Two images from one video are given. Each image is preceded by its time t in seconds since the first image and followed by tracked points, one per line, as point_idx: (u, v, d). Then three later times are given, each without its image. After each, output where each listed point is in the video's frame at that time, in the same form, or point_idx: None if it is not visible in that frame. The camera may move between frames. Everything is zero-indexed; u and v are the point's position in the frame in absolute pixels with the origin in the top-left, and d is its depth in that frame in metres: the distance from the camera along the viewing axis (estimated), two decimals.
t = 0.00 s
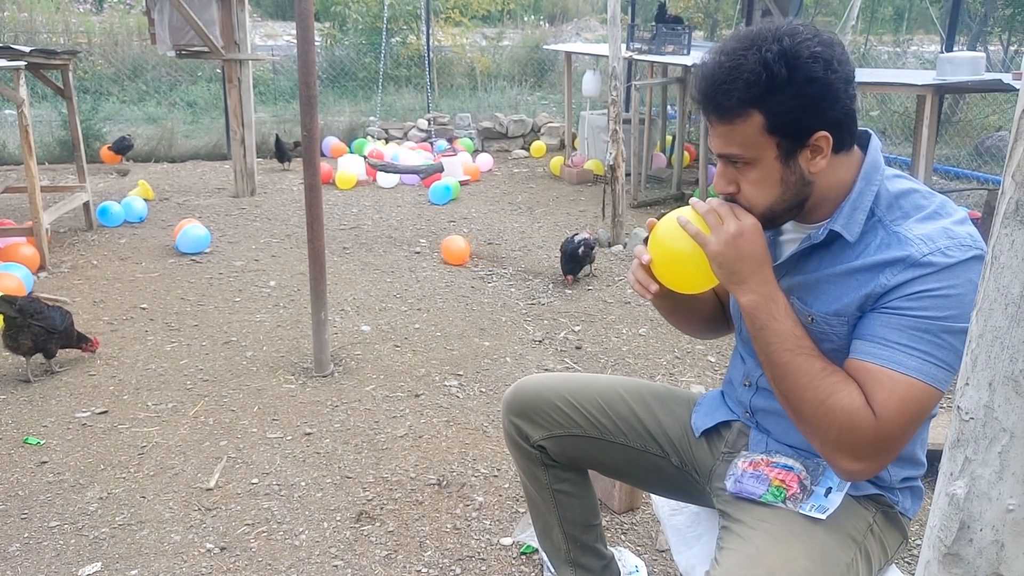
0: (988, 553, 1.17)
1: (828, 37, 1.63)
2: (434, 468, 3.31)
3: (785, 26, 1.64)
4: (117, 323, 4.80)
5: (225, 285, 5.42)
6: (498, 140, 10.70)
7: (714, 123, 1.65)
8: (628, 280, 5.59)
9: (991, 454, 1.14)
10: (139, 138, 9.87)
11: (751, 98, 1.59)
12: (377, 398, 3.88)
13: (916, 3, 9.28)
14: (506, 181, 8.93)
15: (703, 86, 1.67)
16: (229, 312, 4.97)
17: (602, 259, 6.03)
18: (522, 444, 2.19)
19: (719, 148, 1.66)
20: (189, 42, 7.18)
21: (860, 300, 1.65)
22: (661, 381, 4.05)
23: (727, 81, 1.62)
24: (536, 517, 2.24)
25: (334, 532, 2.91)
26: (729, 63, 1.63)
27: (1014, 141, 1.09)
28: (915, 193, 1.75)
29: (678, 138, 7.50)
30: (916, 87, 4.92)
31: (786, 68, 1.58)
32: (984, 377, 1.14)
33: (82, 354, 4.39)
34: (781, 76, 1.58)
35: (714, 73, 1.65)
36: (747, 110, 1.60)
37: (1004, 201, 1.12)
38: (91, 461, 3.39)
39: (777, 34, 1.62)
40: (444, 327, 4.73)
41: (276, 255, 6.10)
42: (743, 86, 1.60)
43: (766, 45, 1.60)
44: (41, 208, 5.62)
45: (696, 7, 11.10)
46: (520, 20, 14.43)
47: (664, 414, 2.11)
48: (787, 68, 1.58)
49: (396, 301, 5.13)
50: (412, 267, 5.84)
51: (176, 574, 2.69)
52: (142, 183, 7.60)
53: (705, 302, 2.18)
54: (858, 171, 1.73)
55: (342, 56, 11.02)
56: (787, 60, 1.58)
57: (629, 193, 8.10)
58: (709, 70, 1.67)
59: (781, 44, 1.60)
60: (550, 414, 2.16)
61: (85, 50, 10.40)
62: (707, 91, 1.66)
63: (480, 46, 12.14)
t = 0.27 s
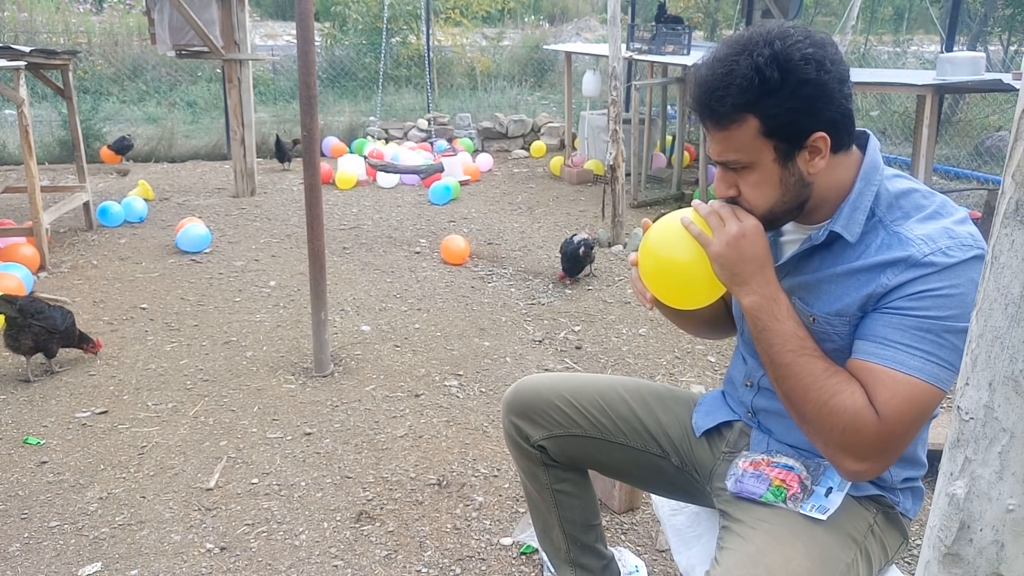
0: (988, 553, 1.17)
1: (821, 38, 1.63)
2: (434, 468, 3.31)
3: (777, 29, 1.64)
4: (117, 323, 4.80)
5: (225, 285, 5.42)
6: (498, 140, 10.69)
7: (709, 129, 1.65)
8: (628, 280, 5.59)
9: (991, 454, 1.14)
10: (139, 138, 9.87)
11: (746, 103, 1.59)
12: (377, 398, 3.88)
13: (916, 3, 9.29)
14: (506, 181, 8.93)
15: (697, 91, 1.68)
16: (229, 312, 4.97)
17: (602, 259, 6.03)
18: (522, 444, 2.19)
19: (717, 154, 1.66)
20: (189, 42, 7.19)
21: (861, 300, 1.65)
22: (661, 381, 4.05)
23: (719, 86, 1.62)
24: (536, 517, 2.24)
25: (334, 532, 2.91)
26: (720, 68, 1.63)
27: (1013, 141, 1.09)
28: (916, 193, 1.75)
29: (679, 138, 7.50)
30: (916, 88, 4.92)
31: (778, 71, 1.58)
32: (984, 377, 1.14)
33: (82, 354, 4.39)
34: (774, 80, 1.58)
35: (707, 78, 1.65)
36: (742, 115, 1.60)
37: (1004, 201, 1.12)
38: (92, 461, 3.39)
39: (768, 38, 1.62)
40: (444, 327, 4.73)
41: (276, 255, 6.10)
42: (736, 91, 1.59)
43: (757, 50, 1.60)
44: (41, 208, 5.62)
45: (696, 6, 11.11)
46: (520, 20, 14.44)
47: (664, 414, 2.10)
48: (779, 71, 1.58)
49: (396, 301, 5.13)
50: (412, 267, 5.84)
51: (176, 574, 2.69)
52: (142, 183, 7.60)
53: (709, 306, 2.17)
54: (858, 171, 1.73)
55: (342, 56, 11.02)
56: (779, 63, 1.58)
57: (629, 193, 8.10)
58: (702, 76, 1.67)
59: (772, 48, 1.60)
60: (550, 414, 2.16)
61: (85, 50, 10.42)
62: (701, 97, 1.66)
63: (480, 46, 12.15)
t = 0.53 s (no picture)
0: (988, 553, 1.17)
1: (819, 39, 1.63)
2: (434, 468, 3.31)
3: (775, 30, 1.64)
4: (117, 323, 4.80)
5: (225, 285, 5.43)
6: (498, 140, 10.69)
7: (709, 130, 1.65)
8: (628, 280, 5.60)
9: (991, 454, 1.14)
10: (139, 138, 9.87)
11: (744, 105, 1.59)
12: (377, 398, 3.88)
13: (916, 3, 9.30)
14: (506, 181, 8.93)
15: (695, 93, 1.68)
16: (229, 312, 4.97)
17: (602, 259, 6.04)
18: (523, 444, 2.19)
19: (717, 155, 1.66)
20: (189, 42, 7.18)
21: (861, 301, 1.65)
22: (661, 381, 4.05)
23: (717, 89, 1.62)
24: (536, 516, 2.24)
25: (334, 532, 2.91)
26: (719, 69, 1.63)
27: (1013, 142, 1.09)
28: (917, 193, 1.75)
29: (679, 138, 7.50)
30: (916, 88, 4.92)
31: (776, 73, 1.58)
32: (984, 377, 1.14)
33: (82, 354, 4.39)
34: (772, 82, 1.58)
35: (705, 80, 1.65)
36: (741, 117, 1.60)
37: (1004, 201, 1.12)
38: (92, 461, 3.38)
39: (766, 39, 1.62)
40: (444, 327, 4.73)
41: (276, 255, 6.10)
42: (733, 93, 1.60)
43: (754, 51, 1.60)
44: (41, 208, 5.62)
45: (696, 6, 11.11)
46: (520, 20, 14.45)
47: (665, 415, 2.10)
48: (777, 73, 1.58)
49: (396, 301, 5.13)
50: (412, 267, 5.84)
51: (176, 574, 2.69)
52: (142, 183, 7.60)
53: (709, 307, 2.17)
54: (858, 173, 1.73)
55: (342, 56, 11.02)
56: (777, 65, 1.58)
57: (629, 193, 8.09)
58: (701, 78, 1.67)
59: (770, 50, 1.60)
60: (551, 414, 2.16)
61: (85, 50, 10.43)
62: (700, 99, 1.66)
63: (480, 46, 12.17)
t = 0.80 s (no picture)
0: (988, 553, 1.17)
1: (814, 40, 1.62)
2: (434, 468, 3.31)
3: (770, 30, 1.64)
4: (117, 323, 4.80)
5: (225, 285, 5.43)
6: (498, 140, 10.68)
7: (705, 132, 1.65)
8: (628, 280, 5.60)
9: (991, 454, 1.14)
10: (139, 138, 9.87)
11: (739, 107, 1.59)
12: (377, 398, 3.88)
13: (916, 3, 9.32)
14: (506, 181, 8.93)
15: (689, 92, 1.68)
16: (229, 312, 4.97)
17: (603, 259, 6.05)
18: (522, 444, 2.19)
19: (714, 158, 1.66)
20: (190, 42, 7.18)
21: (860, 302, 1.65)
22: (661, 382, 4.05)
23: (710, 90, 1.62)
24: (536, 516, 2.24)
25: (334, 532, 2.91)
26: (712, 70, 1.63)
27: (1013, 141, 1.09)
28: (916, 196, 1.74)
29: (679, 138, 7.49)
30: (916, 88, 4.92)
31: (770, 74, 1.58)
32: (984, 377, 1.14)
33: (82, 354, 4.39)
34: (764, 84, 1.58)
35: (700, 81, 1.65)
36: (737, 118, 1.60)
37: (1004, 201, 1.12)
38: (92, 461, 3.38)
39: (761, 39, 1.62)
40: (444, 327, 4.73)
41: (276, 255, 6.10)
42: (726, 95, 1.60)
43: (749, 51, 1.60)
44: (41, 208, 5.61)
45: (696, 6, 11.12)
46: (520, 20, 14.46)
47: (666, 415, 2.10)
48: (770, 74, 1.58)
49: (396, 301, 5.13)
50: (412, 267, 5.84)
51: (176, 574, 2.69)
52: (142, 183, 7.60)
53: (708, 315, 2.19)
54: (856, 174, 1.72)
55: (342, 56, 11.01)
56: (770, 66, 1.58)
57: (628, 193, 8.09)
58: (696, 77, 1.67)
59: (763, 51, 1.59)
60: (550, 414, 2.16)
61: (85, 50, 10.45)
62: (693, 100, 1.66)
63: (480, 46, 12.19)
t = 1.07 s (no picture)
0: (987, 552, 1.19)
1: (863, 113, 1.51)
2: (434, 467, 3.32)
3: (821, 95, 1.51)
4: (119, 323, 4.82)
5: (226, 285, 5.44)
6: (498, 141, 10.70)
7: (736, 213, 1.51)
8: (628, 280, 5.62)
9: (990, 453, 1.15)
10: (140, 139, 9.89)
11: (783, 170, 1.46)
12: (378, 397, 3.89)
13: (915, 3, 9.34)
14: (506, 182, 8.95)
15: (719, 154, 1.54)
16: (229, 312, 4.99)
17: (602, 260, 6.07)
18: (522, 444, 2.20)
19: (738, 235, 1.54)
20: (191, 43, 7.20)
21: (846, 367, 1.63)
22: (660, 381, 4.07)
23: (749, 169, 1.48)
24: (535, 515, 2.25)
25: (334, 532, 2.92)
26: (758, 141, 1.48)
27: (1012, 142, 1.11)
28: (914, 244, 1.68)
29: (679, 139, 7.51)
30: (914, 88, 4.93)
31: (828, 164, 1.45)
32: (982, 376, 1.16)
33: (83, 354, 4.41)
34: (820, 178, 1.45)
35: (735, 149, 1.50)
36: (784, 210, 1.46)
37: (1003, 201, 1.13)
38: (93, 461, 3.40)
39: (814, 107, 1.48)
40: (444, 327, 4.75)
41: (277, 255, 6.12)
42: (772, 182, 1.45)
43: (800, 121, 1.46)
44: (42, 208, 5.63)
45: (695, 7, 11.15)
46: (520, 21, 14.50)
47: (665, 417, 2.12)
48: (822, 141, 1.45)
49: (396, 301, 5.15)
50: (412, 267, 5.86)
51: (177, 573, 2.70)
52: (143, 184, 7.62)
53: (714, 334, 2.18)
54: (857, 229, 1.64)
55: (342, 56, 11.04)
56: (829, 156, 1.45)
57: (628, 193, 8.11)
58: (729, 138, 1.52)
59: (823, 134, 1.45)
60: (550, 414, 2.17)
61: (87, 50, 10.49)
62: (723, 167, 1.52)
63: (480, 47, 12.23)
